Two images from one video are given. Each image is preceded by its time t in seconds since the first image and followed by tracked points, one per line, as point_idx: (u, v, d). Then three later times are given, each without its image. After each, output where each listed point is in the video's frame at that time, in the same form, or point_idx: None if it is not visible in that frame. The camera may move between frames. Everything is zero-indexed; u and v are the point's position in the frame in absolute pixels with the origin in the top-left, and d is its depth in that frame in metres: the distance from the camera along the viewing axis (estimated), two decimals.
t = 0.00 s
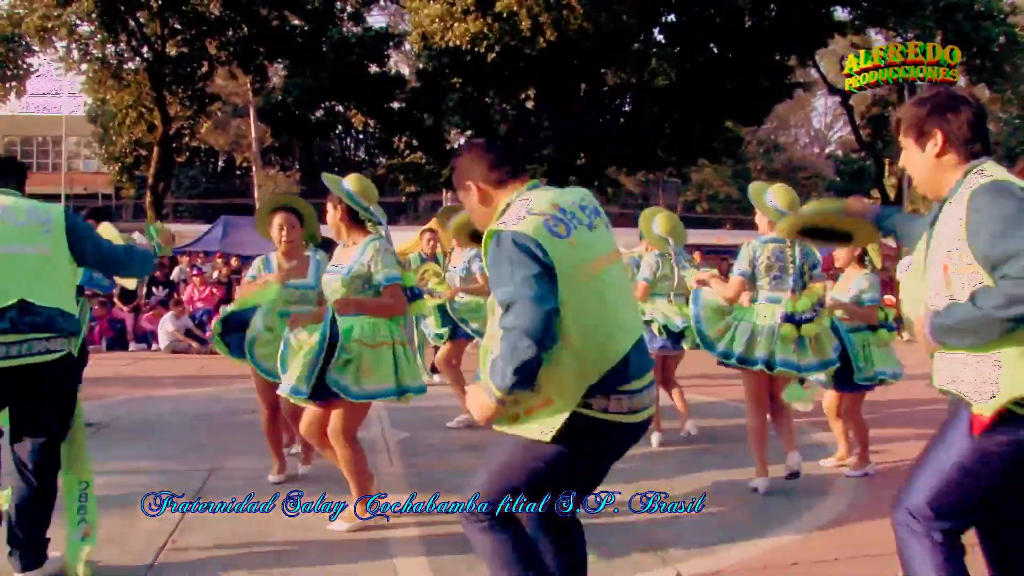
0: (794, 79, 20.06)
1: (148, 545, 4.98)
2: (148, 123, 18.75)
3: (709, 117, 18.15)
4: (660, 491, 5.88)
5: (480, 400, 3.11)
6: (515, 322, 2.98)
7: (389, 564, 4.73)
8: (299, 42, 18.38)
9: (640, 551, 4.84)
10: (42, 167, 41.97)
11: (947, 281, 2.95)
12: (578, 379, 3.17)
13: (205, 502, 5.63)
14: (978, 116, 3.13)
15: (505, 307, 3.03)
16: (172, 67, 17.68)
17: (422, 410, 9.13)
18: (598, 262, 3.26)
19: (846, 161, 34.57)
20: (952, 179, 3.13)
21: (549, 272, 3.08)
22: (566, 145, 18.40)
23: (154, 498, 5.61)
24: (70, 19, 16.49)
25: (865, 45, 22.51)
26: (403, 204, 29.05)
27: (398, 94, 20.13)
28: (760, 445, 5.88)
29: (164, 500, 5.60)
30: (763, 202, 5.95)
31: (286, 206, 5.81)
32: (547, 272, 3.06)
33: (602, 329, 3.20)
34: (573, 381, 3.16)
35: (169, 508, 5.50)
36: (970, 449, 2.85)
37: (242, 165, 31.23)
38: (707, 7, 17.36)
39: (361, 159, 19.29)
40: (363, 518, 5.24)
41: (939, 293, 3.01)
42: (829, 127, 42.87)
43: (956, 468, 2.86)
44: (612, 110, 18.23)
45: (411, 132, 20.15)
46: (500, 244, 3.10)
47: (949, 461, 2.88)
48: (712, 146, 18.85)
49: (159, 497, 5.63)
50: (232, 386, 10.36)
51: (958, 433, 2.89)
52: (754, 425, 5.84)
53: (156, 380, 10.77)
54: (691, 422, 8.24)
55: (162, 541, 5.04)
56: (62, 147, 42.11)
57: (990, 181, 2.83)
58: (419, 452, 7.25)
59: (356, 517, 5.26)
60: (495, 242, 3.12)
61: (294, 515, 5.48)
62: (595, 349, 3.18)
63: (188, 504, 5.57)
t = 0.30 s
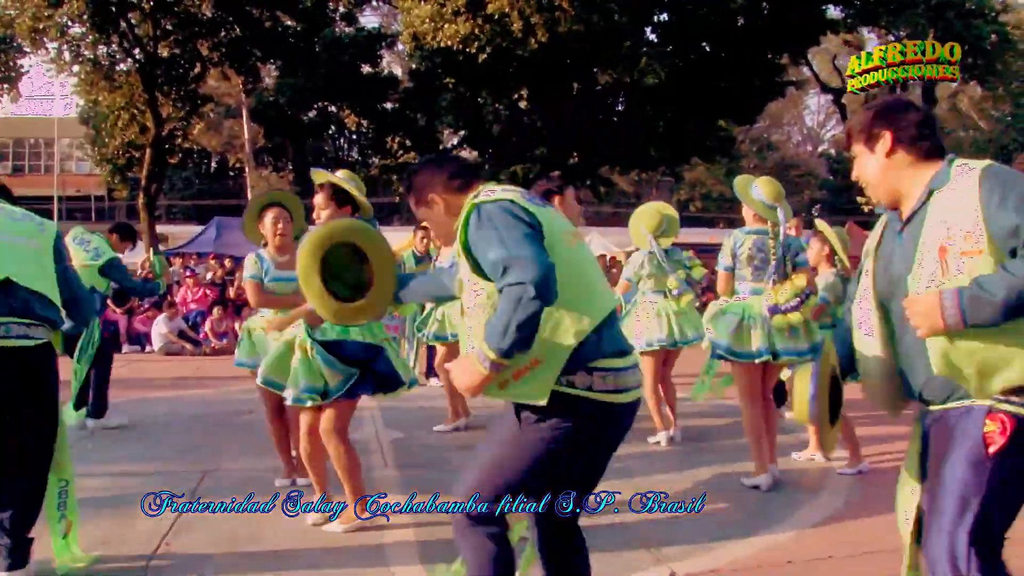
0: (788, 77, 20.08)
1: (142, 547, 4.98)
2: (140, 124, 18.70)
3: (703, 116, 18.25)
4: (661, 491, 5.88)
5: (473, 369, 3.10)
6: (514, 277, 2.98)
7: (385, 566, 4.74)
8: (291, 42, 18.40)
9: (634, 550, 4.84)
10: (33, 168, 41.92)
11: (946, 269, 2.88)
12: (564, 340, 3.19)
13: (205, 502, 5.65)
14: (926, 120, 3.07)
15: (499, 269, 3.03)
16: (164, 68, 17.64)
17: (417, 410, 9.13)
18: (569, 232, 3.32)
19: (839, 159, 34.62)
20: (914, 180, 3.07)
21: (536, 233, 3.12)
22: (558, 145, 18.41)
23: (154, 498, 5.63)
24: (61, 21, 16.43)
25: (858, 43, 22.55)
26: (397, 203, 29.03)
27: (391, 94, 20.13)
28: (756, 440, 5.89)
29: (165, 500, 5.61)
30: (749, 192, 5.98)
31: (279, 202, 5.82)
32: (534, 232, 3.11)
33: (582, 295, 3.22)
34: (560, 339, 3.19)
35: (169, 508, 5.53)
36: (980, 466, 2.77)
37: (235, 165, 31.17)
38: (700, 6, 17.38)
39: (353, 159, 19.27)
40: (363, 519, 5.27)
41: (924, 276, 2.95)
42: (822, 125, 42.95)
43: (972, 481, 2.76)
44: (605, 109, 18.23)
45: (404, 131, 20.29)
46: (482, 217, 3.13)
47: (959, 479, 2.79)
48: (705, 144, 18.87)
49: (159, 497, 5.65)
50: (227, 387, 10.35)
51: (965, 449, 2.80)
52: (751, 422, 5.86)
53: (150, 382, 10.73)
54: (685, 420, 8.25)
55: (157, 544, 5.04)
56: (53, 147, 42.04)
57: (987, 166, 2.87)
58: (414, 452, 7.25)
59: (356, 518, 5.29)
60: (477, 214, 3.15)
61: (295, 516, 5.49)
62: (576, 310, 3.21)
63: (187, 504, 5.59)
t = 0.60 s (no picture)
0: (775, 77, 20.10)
1: (131, 548, 4.95)
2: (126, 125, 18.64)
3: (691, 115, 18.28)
4: (660, 491, 5.85)
5: (383, 346, 2.78)
6: (440, 242, 2.76)
7: (375, 565, 4.71)
8: (278, 43, 18.36)
9: (622, 549, 4.82)
10: (18, 169, 41.78)
11: (869, 257, 2.83)
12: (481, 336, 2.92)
13: (205, 502, 5.62)
14: (870, 113, 2.99)
15: (424, 241, 2.81)
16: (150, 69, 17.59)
17: (404, 411, 9.10)
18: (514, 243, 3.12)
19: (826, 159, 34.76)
20: (855, 171, 3.00)
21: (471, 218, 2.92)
22: (547, 146, 18.42)
23: (155, 499, 5.63)
24: (46, 21, 16.38)
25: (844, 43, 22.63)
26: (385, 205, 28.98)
27: (378, 95, 20.11)
28: (741, 437, 5.96)
29: (165, 500, 5.62)
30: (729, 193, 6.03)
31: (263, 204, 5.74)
32: (470, 218, 2.92)
33: (513, 295, 2.96)
34: (477, 335, 2.92)
35: (169, 508, 5.54)
36: (941, 466, 2.64)
37: (222, 166, 31.07)
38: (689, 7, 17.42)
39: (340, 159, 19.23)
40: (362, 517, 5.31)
41: (861, 271, 2.87)
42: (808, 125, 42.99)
43: (927, 482, 2.64)
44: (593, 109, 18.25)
45: (391, 132, 20.24)
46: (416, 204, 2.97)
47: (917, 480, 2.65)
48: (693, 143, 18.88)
49: (160, 497, 5.66)
50: (214, 388, 10.30)
51: (922, 447, 2.66)
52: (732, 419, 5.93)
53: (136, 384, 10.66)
54: (675, 419, 8.23)
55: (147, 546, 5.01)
56: (39, 148, 41.93)
57: (914, 157, 2.76)
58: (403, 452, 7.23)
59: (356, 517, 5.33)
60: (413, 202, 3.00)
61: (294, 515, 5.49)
62: (502, 307, 2.94)
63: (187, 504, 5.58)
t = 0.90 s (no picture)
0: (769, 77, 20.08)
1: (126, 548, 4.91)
2: (119, 124, 18.60)
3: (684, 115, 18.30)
4: (659, 491, 5.83)
5: (358, 403, 2.99)
6: (382, 318, 2.83)
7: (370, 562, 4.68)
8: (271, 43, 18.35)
9: (616, 550, 4.81)
10: (11, 169, 41.59)
11: (786, 273, 3.23)
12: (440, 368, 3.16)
13: (204, 502, 5.60)
14: (815, 109, 3.21)
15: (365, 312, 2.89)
16: (144, 69, 17.54)
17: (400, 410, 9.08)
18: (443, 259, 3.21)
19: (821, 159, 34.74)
20: (794, 168, 3.26)
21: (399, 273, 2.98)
22: (542, 146, 18.40)
23: (156, 499, 5.62)
24: (39, 21, 16.36)
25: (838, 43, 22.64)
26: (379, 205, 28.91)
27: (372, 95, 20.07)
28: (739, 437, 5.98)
29: (166, 500, 5.60)
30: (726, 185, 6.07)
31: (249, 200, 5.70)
32: (399, 271, 2.97)
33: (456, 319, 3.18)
34: (437, 360, 3.17)
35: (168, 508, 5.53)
36: (830, 441, 3.05)
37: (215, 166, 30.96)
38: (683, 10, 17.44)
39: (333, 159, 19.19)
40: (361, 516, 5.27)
41: (786, 282, 3.23)
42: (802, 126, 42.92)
43: (816, 452, 3.06)
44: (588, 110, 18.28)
45: (385, 132, 20.16)
46: (343, 261, 3.00)
47: (807, 455, 3.08)
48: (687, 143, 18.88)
49: (159, 497, 5.66)
50: (209, 389, 10.27)
51: (816, 424, 3.10)
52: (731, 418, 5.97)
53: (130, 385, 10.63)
54: (670, 419, 8.24)
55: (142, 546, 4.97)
56: (32, 148, 41.74)
57: (840, 177, 3.06)
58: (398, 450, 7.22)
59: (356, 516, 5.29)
60: (339, 259, 3.01)
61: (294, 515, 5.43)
62: (451, 329, 3.18)
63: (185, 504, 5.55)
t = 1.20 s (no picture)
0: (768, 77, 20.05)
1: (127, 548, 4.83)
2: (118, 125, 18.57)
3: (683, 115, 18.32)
4: (659, 491, 5.82)
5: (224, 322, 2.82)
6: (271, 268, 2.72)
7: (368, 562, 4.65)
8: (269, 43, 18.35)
9: (615, 550, 4.81)
10: (10, 170, 41.62)
11: (703, 256, 2.83)
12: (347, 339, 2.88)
13: (206, 503, 5.53)
14: (756, 115, 2.81)
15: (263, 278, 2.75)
16: (143, 69, 17.51)
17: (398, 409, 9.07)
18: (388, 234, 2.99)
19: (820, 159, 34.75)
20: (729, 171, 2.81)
21: (329, 218, 2.80)
22: (541, 146, 18.41)
23: (157, 499, 5.56)
24: (38, 22, 16.36)
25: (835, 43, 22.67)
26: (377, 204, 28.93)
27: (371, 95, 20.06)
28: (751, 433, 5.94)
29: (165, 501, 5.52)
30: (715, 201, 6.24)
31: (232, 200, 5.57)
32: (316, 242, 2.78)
33: (385, 296, 2.91)
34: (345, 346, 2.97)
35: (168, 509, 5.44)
36: (749, 448, 2.69)
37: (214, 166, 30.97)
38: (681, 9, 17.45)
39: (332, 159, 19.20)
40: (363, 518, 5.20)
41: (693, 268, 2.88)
42: (801, 125, 42.92)
43: (736, 462, 2.70)
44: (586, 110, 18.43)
45: (384, 133, 20.11)
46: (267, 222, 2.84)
47: (727, 463, 2.72)
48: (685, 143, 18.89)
49: (160, 497, 5.63)
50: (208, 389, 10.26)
51: (734, 429, 2.74)
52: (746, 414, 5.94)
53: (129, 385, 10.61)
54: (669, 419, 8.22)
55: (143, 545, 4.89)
56: (32, 149, 41.75)
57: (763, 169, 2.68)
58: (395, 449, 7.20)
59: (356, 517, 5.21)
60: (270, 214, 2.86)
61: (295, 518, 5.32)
62: (370, 298, 2.89)
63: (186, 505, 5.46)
